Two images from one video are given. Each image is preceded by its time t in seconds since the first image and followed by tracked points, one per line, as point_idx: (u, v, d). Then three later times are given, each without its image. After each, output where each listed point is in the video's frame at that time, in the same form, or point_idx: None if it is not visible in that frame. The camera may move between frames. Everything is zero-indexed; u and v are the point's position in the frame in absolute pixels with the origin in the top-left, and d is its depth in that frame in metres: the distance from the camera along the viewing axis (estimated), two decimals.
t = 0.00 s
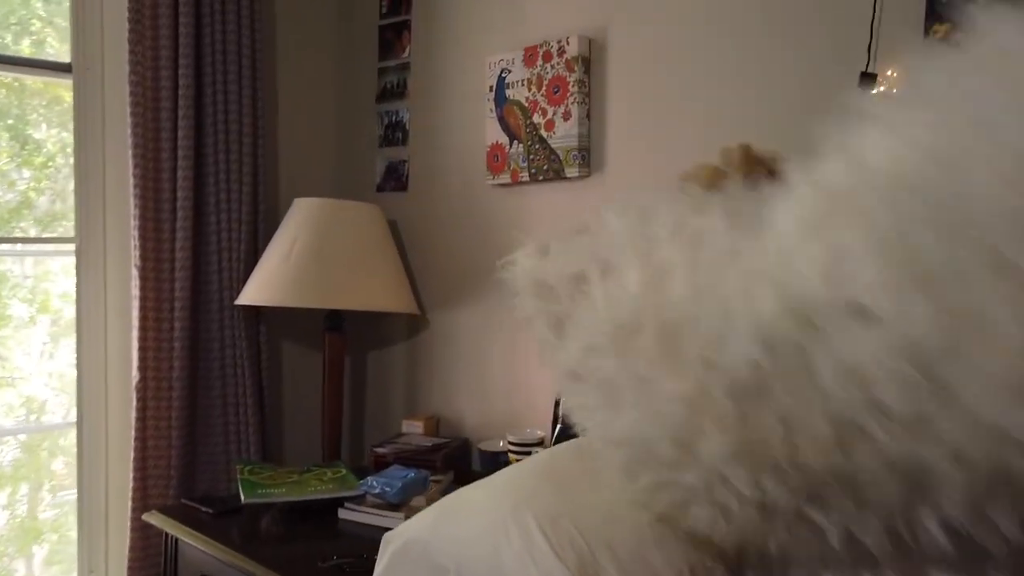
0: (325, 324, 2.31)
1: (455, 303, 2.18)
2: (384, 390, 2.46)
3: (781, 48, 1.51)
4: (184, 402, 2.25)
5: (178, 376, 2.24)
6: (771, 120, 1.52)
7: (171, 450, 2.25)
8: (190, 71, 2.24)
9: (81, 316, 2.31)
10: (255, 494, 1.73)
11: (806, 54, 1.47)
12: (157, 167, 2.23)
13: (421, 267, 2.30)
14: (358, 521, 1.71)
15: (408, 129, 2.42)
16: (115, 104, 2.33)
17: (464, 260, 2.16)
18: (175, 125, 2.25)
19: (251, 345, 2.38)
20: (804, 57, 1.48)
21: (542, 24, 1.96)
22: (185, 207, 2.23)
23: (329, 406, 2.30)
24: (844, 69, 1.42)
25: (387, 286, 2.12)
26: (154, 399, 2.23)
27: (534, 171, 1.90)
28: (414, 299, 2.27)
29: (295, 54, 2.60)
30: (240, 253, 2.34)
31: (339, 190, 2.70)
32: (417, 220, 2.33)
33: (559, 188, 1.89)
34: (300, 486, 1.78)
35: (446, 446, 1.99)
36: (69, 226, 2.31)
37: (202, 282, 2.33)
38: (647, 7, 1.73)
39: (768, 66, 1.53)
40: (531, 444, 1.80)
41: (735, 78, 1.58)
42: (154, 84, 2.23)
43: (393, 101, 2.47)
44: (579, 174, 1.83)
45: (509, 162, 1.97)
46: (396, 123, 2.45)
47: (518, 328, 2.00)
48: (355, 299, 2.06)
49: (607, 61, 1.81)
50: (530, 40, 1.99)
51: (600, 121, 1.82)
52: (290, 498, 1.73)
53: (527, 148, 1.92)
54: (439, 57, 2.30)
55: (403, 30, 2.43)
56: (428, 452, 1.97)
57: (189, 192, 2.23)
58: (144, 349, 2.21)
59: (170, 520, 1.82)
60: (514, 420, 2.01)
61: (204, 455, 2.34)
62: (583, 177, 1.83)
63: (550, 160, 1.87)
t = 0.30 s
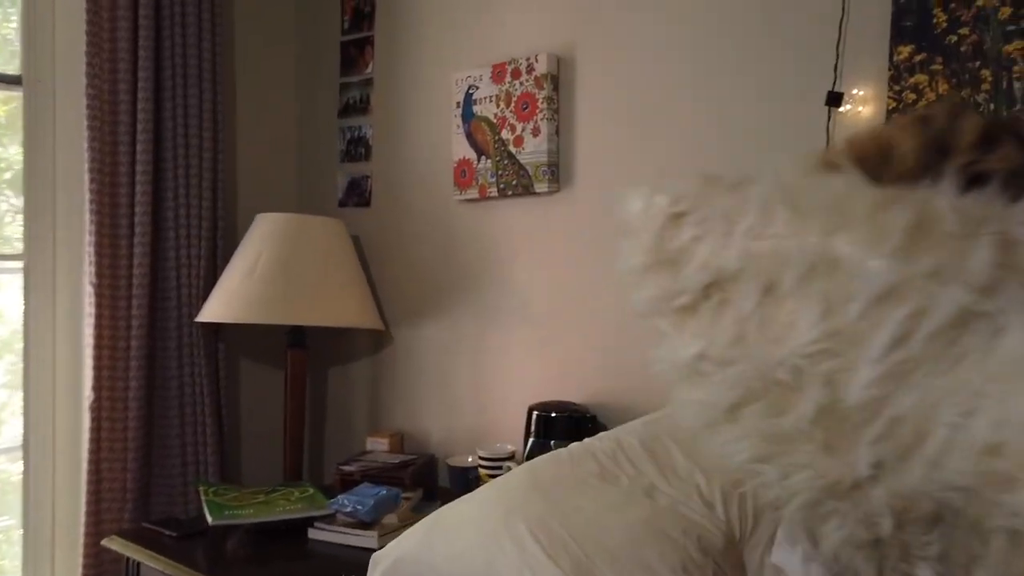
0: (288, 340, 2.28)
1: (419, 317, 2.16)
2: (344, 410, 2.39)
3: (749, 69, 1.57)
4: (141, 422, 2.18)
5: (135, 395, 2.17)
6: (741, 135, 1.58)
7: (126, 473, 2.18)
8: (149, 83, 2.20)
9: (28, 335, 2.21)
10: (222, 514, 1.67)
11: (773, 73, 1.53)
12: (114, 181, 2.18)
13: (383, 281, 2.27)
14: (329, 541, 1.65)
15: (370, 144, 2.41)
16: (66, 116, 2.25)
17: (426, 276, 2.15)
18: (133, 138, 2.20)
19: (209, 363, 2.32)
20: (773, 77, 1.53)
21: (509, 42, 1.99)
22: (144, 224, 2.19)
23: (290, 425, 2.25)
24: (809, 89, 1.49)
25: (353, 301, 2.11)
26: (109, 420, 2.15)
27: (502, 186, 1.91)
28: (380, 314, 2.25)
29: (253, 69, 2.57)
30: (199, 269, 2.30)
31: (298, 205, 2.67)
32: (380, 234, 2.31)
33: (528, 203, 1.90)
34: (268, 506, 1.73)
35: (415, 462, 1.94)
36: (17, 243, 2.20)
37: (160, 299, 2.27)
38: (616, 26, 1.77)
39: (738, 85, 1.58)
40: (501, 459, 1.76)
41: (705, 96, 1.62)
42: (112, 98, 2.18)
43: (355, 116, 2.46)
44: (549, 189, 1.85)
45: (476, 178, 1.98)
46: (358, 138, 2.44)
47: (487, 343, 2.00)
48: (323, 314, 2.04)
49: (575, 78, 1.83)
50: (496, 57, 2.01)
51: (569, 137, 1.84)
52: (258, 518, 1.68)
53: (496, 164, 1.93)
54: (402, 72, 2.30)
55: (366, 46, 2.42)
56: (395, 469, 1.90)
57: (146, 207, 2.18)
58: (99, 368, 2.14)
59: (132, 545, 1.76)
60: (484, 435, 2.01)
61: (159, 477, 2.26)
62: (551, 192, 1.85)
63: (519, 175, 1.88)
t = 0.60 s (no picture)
0: (247, 356, 2.22)
1: (383, 331, 2.15)
2: (306, 427, 2.34)
3: (717, 86, 1.60)
4: (93, 442, 2.08)
5: (87, 413, 2.07)
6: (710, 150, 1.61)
7: (77, 496, 2.07)
8: (104, 91, 2.14)
9: None
10: (186, 535, 1.60)
11: (741, 89, 1.57)
12: (66, 193, 2.10)
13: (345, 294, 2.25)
14: (297, 559, 1.60)
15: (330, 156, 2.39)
16: (12, 127, 2.15)
17: (390, 290, 2.13)
18: (86, 147, 2.12)
19: (165, 380, 2.24)
20: (741, 93, 1.57)
21: (474, 57, 2.00)
22: (97, 230, 2.10)
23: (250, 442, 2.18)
24: (777, 105, 1.52)
25: (316, 315, 2.09)
26: (59, 441, 2.05)
27: (468, 200, 1.92)
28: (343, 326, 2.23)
29: (208, 79, 2.52)
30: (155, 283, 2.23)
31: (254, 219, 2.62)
32: (342, 248, 2.29)
33: (495, 217, 1.92)
34: (233, 526, 1.67)
35: (380, 477, 1.91)
36: None
37: (113, 312, 2.18)
38: (583, 42, 1.79)
39: (707, 102, 1.61)
40: (471, 471, 1.75)
41: (673, 112, 1.66)
42: (62, 108, 2.09)
43: (314, 129, 2.44)
44: (516, 203, 1.86)
45: (442, 192, 1.98)
46: (319, 150, 2.42)
47: (454, 356, 2.00)
48: (286, 328, 2.01)
49: (542, 93, 1.85)
50: (462, 71, 2.02)
51: (536, 152, 1.86)
52: (224, 537, 1.62)
53: (462, 177, 1.93)
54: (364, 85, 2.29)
55: (326, 59, 2.40)
56: (361, 485, 1.87)
57: (100, 219, 2.11)
58: (49, 386, 2.04)
59: (88, 566, 1.68)
60: (451, 449, 2.00)
61: (111, 498, 2.15)
62: (518, 205, 1.87)
63: (486, 188, 1.89)
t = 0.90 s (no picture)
0: (205, 368, 2.15)
1: (344, 343, 2.13)
2: (263, 443, 2.27)
3: (683, 100, 1.64)
4: (43, 462, 1.98)
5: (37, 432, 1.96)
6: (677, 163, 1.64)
7: (26, 518, 1.97)
8: (56, 94, 2.02)
9: None
10: (147, 552, 1.55)
11: (707, 104, 1.61)
12: (15, 200, 1.99)
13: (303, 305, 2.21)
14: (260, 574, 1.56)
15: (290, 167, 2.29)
16: None
17: (352, 302, 2.12)
18: (38, 154, 2.02)
19: (118, 395, 2.15)
20: (705, 108, 1.61)
21: (439, 69, 2.00)
22: (48, 238, 1.99)
23: (209, 456, 2.14)
24: (741, 119, 1.57)
25: (276, 326, 2.06)
26: (8, 461, 1.94)
27: (433, 212, 1.93)
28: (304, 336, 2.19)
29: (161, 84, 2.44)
30: (107, 296, 2.13)
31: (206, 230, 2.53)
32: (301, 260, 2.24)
33: (461, 229, 1.92)
34: (194, 541, 1.62)
35: (343, 490, 1.89)
36: None
37: (64, 326, 2.08)
38: (547, 56, 1.81)
39: (673, 116, 1.65)
40: (438, 482, 1.75)
41: (638, 126, 1.69)
42: (12, 112, 1.98)
43: (272, 138, 2.33)
44: (482, 214, 1.87)
45: (407, 203, 1.98)
46: (278, 161, 2.32)
47: (420, 367, 2.00)
48: (247, 340, 1.99)
49: (507, 105, 1.86)
50: (425, 82, 2.02)
51: (501, 163, 1.87)
52: (189, 552, 1.57)
53: (427, 188, 1.94)
54: (324, 97, 2.24)
55: (284, 68, 2.32)
56: (325, 498, 1.85)
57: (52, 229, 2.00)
58: None
59: None
60: (417, 459, 2.00)
61: (62, 518, 2.06)
62: (484, 216, 1.88)
63: (451, 200, 1.90)
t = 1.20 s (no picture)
0: (160, 378, 2.11)
1: (305, 352, 2.11)
2: (219, 453, 2.24)
3: (646, 111, 1.67)
4: None
5: None
6: (641, 172, 1.67)
7: None
8: (5, 99, 1.96)
9: None
10: (108, 564, 1.50)
11: (671, 116, 1.64)
12: None
13: (260, 314, 2.18)
14: None
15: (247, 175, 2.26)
16: None
17: (312, 310, 2.10)
18: None
19: (71, 407, 2.10)
20: (668, 120, 1.65)
21: (400, 77, 2.01)
22: None
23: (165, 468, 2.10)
24: (703, 131, 1.61)
25: (238, 334, 2.03)
26: None
27: (397, 220, 1.93)
28: (263, 344, 2.16)
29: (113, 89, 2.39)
30: (59, 306, 2.08)
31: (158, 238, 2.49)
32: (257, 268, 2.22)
33: (424, 238, 1.93)
34: (155, 553, 1.58)
35: (306, 499, 1.87)
36: None
37: (13, 337, 2.02)
38: (511, 66, 1.83)
39: (636, 126, 1.68)
40: (403, 490, 1.74)
41: (602, 136, 1.72)
42: None
43: (230, 146, 2.30)
44: (446, 222, 1.88)
45: (369, 211, 1.98)
46: (235, 168, 2.29)
47: (383, 375, 1.99)
48: (208, 349, 1.95)
49: (470, 114, 1.88)
50: (387, 91, 2.02)
51: (465, 171, 1.88)
52: (150, 563, 1.52)
53: (390, 197, 1.94)
54: (284, 105, 2.21)
55: (242, 76, 2.28)
56: (287, 508, 1.82)
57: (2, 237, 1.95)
58: None
59: None
60: (380, 468, 2.00)
61: (12, 534, 2.00)
62: (448, 225, 1.89)
63: (415, 208, 1.90)
